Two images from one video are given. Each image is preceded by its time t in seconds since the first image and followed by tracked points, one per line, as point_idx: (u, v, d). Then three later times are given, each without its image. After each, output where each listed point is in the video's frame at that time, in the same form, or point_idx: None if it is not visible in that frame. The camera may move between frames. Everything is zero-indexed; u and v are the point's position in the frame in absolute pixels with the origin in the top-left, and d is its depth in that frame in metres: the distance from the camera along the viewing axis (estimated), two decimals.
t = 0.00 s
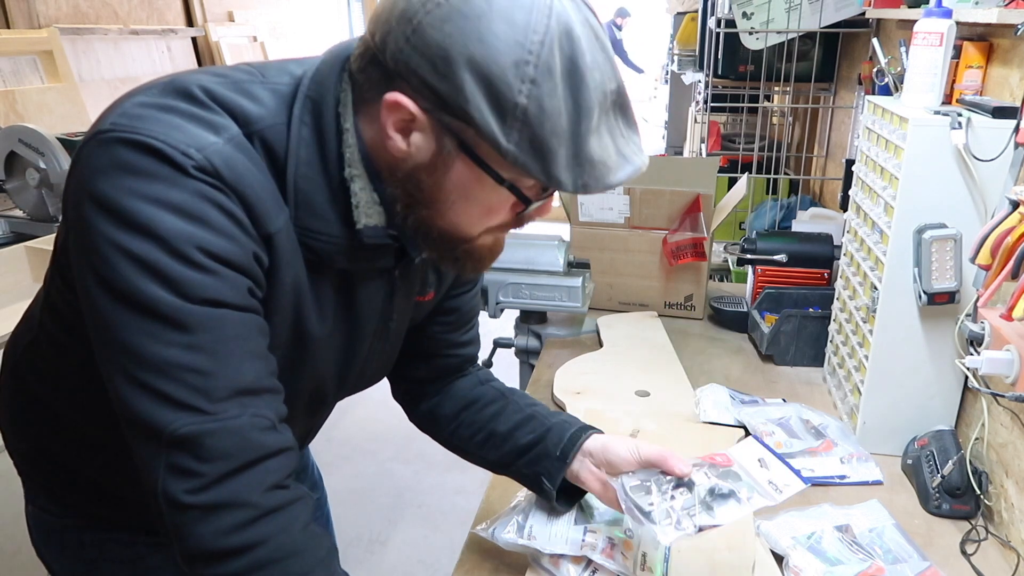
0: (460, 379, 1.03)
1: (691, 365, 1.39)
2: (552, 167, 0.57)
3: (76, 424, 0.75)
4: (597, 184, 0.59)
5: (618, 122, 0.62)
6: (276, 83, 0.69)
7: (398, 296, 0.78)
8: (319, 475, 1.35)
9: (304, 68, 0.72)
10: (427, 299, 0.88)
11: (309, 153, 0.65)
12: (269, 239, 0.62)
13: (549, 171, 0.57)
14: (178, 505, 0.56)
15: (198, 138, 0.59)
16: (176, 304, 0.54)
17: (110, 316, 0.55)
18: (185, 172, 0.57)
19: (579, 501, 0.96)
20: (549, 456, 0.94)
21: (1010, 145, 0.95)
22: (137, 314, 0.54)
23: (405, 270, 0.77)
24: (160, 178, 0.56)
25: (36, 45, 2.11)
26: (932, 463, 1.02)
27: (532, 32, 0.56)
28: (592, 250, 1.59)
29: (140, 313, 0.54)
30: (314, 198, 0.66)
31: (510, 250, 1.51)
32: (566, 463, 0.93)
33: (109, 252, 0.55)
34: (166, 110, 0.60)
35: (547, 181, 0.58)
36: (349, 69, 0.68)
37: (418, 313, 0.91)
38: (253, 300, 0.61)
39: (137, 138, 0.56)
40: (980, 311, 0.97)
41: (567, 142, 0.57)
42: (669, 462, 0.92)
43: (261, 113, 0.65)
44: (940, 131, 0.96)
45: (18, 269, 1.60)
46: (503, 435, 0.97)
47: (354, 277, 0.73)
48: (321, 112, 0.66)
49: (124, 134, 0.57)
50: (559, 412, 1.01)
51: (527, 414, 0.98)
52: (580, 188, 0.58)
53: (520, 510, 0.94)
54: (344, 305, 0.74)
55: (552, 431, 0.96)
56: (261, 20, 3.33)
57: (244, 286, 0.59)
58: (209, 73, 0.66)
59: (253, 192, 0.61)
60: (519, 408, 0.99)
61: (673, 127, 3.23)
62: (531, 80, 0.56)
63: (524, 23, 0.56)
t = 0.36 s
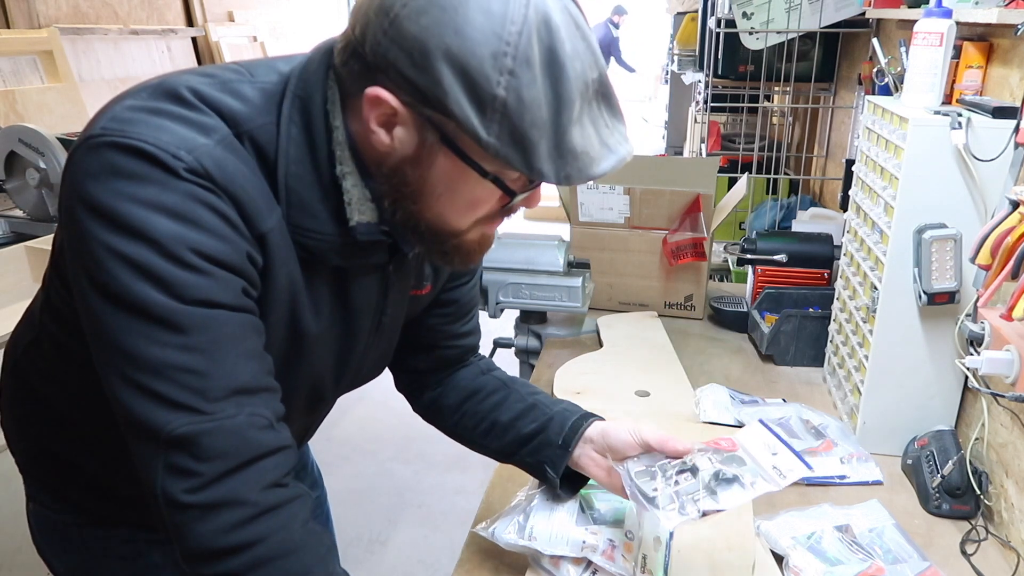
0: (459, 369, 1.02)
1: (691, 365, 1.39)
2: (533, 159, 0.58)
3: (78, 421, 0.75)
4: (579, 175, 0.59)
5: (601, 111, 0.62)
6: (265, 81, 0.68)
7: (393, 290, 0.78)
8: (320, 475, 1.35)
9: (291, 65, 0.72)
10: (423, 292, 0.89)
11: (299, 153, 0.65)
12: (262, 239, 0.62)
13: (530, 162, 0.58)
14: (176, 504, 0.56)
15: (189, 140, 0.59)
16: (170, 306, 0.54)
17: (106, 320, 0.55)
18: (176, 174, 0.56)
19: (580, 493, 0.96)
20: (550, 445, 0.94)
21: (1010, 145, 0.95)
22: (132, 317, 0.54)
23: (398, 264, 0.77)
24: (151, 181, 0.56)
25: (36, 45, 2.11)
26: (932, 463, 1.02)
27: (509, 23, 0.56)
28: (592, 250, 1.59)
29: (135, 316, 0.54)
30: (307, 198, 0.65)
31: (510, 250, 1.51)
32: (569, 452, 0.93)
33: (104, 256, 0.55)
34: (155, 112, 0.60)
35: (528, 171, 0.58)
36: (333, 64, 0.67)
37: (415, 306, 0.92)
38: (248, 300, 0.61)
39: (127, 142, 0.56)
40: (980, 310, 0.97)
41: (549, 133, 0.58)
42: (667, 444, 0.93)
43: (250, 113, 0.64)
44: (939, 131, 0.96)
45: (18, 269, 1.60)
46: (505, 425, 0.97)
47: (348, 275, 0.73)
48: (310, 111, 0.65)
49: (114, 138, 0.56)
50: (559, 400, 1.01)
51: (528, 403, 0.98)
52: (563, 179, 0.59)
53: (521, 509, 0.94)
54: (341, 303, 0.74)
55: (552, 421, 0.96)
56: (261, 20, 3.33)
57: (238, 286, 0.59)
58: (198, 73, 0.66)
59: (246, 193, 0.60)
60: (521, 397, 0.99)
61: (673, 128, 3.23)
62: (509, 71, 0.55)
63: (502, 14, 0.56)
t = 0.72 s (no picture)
0: (457, 356, 1.02)
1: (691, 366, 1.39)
2: (536, 172, 0.57)
3: (80, 419, 0.74)
4: (581, 181, 0.59)
5: (595, 110, 0.61)
6: (256, 81, 0.67)
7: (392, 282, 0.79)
8: (320, 475, 1.35)
9: (283, 64, 0.72)
10: (422, 281, 0.89)
11: (293, 154, 0.65)
12: (259, 239, 0.62)
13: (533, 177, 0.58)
14: (175, 505, 0.56)
15: (183, 142, 0.58)
16: (166, 308, 0.54)
17: (103, 322, 0.55)
18: (170, 176, 0.56)
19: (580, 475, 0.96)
20: (547, 430, 0.94)
21: (1010, 145, 0.95)
22: (129, 319, 0.54)
23: (396, 256, 0.77)
24: (145, 183, 0.55)
25: (36, 45, 2.11)
26: (932, 463, 1.02)
27: (501, 49, 0.54)
28: (592, 249, 1.59)
29: (132, 318, 0.54)
30: (302, 200, 0.65)
31: (510, 250, 1.50)
32: (565, 435, 0.93)
33: (100, 258, 0.55)
34: (148, 114, 0.60)
35: (532, 183, 0.58)
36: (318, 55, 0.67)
37: (414, 297, 0.91)
38: (246, 300, 0.61)
39: (120, 145, 0.56)
40: (980, 310, 0.97)
41: (548, 148, 0.57)
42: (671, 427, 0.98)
43: (242, 112, 0.64)
44: (939, 132, 0.96)
45: (18, 269, 1.60)
46: (503, 411, 0.97)
47: (348, 270, 0.73)
48: (300, 111, 0.65)
49: (108, 141, 0.56)
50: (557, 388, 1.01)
51: (527, 392, 0.98)
52: (566, 187, 0.59)
53: (521, 509, 0.92)
54: (342, 300, 0.74)
55: (549, 406, 0.96)
56: (261, 21, 3.32)
57: (235, 287, 0.59)
58: (189, 74, 0.65)
59: (241, 194, 0.60)
60: (519, 384, 0.99)
61: (673, 128, 3.24)
62: (506, 97, 0.54)
63: (492, 40, 0.54)
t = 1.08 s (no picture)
0: (458, 360, 1.02)
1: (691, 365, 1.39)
2: (543, 198, 0.57)
3: (83, 418, 0.75)
4: (586, 205, 0.60)
5: (602, 133, 0.62)
6: (262, 86, 0.68)
7: (394, 285, 0.78)
8: (321, 475, 1.35)
9: (290, 69, 0.72)
10: (424, 286, 0.89)
11: (297, 156, 0.65)
12: (263, 240, 0.62)
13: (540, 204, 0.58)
14: (176, 504, 0.56)
15: (188, 144, 0.58)
16: (170, 308, 0.54)
17: (106, 321, 0.55)
18: (176, 178, 0.56)
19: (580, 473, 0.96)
20: (548, 435, 0.94)
21: (1010, 145, 0.95)
22: (133, 319, 0.54)
23: (398, 260, 0.77)
24: (151, 185, 0.55)
25: (36, 45, 2.11)
26: (932, 463, 1.02)
27: (513, 80, 0.54)
28: (592, 249, 1.58)
29: (136, 318, 0.54)
30: (306, 202, 0.65)
31: (510, 250, 1.51)
32: (563, 437, 0.94)
33: (105, 259, 0.55)
34: (154, 116, 0.60)
35: (538, 207, 0.59)
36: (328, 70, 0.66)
37: (414, 301, 0.91)
38: (248, 301, 0.61)
39: (127, 147, 0.56)
40: (980, 310, 0.97)
41: (556, 174, 0.57)
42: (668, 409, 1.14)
43: (248, 117, 0.64)
44: (940, 131, 0.96)
45: (18, 269, 1.60)
46: (504, 416, 0.97)
47: (350, 272, 0.73)
48: (305, 115, 0.65)
49: (114, 143, 0.56)
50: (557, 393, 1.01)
51: (528, 397, 0.98)
52: (572, 211, 0.59)
53: (520, 509, 0.92)
54: (344, 303, 0.74)
55: (550, 411, 0.96)
56: (260, 21, 3.32)
57: (238, 288, 0.59)
58: (195, 77, 0.65)
59: (245, 196, 0.60)
60: (521, 389, 0.99)
61: (673, 128, 3.24)
62: (516, 126, 0.55)
63: (505, 70, 0.54)
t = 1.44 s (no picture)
0: (460, 361, 1.02)
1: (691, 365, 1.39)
2: (543, 198, 0.58)
3: (84, 417, 0.75)
4: (586, 207, 0.60)
5: (603, 136, 0.62)
6: (263, 87, 0.68)
7: (394, 287, 0.78)
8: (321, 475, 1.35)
9: (291, 70, 0.72)
10: (424, 287, 0.89)
11: (297, 157, 0.65)
12: (263, 240, 0.62)
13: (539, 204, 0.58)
14: (176, 504, 0.57)
15: (189, 144, 0.58)
16: (171, 308, 0.54)
17: (107, 322, 0.55)
18: (176, 179, 0.56)
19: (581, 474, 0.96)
20: (548, 436, 0.94)
21: (1010, 145, 0.95)
22: (133, 319, 0.54)
23: (398, 261, 0.77)
24: (151, 185, 0.55)
25: (36, 45, 2.10)
26: (932, 462, 1.02)
27: (514, 77, 0.54)
28: (592, 249, 1.58)
29: (135, 318, 0.54)
30: (306, 203, 0.65)
31: (510, 250, 1.51)
32: (563, 437, 0.93)
33: (105, 259, 0.55)
34: (155, 117, 0.60)
35: (537, 209, 0.59)
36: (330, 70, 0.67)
37: (415, 302, 0.91)
38: (249, 301, 0.61)
39: (127, 147, 0.56)
40: (980, 311, 0.97)
41: (555, 174, 0.57)
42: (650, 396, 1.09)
43: (249, 117, 0.64)
44: (940, 131, 0.96)
45: (18, 269, 1.60)
46: (505, 417, 0.97)
47: (351, 272, 0.73)
48: (306, 116, 0.65)
49: (114, 143, 0.56)
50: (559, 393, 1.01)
51: (529, 398, 0.98)
52: (571, 212, 0.59)
53: (520, 509, 0.92)
54: (343, 303, 0.74)
55: (550, 412, 0.96)
56: (260, 21, 3.32)
57: (238, 288, 0.59)
58: (196, 77, 0.65)
59: (245, 196, 0.60)
60: (522, 390, 0.99)
61: (673, 128, 3.24)
62: (516, 124, 0.55)
63: (506, 68, 0.54)
